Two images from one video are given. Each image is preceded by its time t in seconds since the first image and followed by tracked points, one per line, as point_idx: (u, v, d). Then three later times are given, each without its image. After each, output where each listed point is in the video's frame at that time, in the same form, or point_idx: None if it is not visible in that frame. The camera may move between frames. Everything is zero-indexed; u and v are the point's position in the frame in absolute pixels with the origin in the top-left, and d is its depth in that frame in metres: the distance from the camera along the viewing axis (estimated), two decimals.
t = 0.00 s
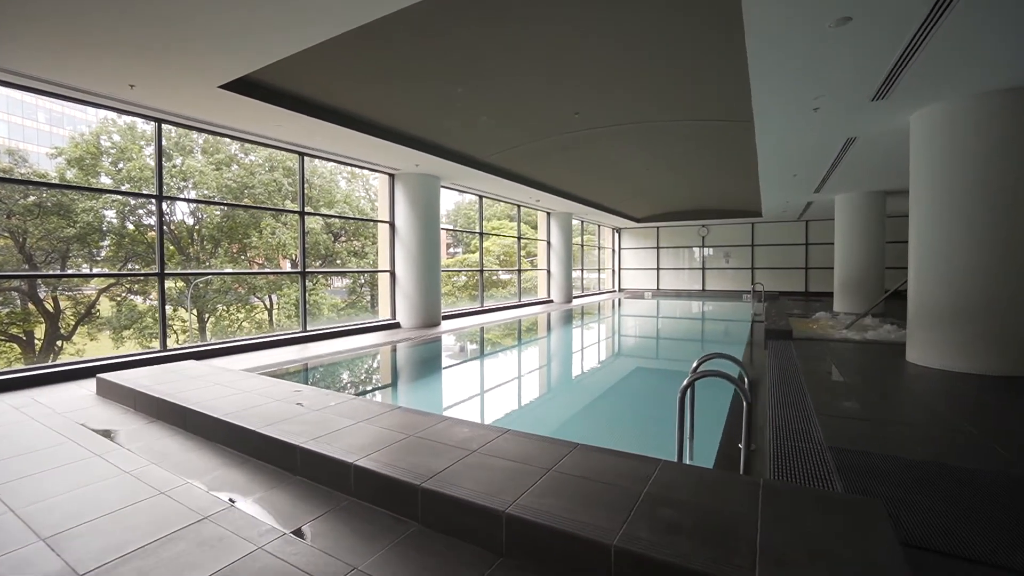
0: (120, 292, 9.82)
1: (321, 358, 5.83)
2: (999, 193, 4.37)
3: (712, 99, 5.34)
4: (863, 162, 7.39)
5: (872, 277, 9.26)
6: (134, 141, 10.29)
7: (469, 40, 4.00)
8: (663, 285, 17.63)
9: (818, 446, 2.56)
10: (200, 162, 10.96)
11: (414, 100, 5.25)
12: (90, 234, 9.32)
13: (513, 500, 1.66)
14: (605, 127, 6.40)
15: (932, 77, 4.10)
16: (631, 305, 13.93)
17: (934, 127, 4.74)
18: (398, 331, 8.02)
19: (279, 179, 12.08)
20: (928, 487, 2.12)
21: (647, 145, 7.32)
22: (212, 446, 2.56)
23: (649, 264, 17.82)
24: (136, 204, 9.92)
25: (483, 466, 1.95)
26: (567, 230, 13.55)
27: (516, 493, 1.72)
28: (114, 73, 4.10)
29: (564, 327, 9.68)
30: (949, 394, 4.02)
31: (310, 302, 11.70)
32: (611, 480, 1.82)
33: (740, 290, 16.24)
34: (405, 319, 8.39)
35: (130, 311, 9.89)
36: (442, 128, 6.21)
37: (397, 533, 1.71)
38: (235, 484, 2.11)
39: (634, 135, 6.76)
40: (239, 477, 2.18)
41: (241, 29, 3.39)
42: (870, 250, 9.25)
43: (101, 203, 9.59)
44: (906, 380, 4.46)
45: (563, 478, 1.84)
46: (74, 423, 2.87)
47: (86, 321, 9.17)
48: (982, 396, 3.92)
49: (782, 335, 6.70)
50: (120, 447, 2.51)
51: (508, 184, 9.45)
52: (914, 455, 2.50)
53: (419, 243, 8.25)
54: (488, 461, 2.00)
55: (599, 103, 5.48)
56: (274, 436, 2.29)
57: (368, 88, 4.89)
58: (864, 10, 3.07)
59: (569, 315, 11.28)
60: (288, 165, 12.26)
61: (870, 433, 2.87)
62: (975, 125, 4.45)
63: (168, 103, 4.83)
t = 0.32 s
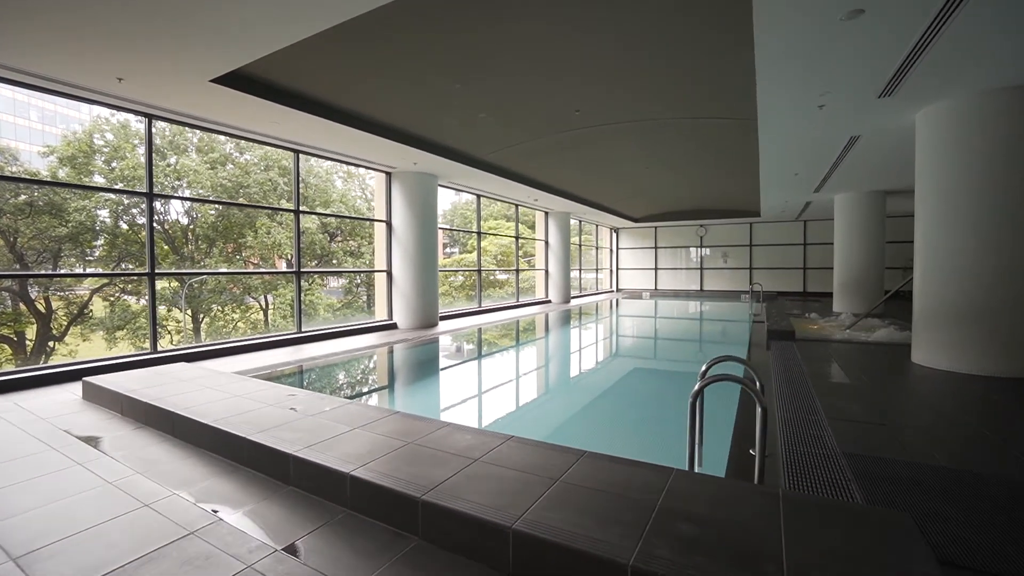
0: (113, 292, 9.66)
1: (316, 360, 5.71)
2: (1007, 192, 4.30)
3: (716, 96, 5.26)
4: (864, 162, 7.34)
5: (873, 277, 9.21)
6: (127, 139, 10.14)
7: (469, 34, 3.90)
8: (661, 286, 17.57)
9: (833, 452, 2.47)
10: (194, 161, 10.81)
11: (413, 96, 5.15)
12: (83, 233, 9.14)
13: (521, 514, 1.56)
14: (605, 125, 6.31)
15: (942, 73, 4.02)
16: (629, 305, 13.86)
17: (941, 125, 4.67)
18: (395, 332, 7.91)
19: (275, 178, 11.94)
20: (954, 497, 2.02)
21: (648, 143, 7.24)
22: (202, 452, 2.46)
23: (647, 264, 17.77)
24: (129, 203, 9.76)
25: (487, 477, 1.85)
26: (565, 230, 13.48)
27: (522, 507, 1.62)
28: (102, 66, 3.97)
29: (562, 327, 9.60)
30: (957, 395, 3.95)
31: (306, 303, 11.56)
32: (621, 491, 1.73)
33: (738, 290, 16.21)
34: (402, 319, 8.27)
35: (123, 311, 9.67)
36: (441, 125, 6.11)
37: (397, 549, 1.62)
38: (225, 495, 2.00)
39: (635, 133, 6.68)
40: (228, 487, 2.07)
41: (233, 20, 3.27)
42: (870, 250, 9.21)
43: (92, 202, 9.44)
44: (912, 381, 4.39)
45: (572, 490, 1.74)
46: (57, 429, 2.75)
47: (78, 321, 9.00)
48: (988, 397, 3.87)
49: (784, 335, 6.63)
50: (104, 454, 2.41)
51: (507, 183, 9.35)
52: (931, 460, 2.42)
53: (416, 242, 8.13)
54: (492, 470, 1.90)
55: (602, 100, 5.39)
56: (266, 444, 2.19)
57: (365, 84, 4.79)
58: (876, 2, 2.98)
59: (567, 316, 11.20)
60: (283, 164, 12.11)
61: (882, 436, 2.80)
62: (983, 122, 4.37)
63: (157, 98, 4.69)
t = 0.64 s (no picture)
0: (105, 292, 9.63)
1: (311, 362, 5.59)
2: (1014, 190, 4.24)
3: (718, 94, 5.19)
4: (865, 161, 7.29)
5: (874, 277, 9.17)
6: (120, 137, 9.98)
7: (468, 27, 3.79)
8: (659, 286, 17.53)
9: (846, 458, 2.39)
10: (188, 160, 10.64)
11: (411, 92, 5.05)
12: (75, 233, 8.94)
13: (528, 530, 1.47)
14: (606, 123, 6.23)
15: (950, 69, 3.96)
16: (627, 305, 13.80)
17: (947, 123, 4.61)
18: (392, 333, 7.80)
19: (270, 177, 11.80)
20: (976, 506, 1.95)
21: (648, 142, 7.17)
22: (191, 461, 2.36)
23: (644, 264, 17.71)
24: (122, 203, 9.59)
25: (491, 489, 1.75)
26: (563, 230, 13.39)
27: (529, 521, 1.53)
28: (88, 59, 3.83)
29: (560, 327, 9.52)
30: (965, 397, 3.88)
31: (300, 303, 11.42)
32: (632, 503, 1.65)
33: (735, 291, 16.18)
34: (398, 320, 8.16)
35: (116, 312, 9.61)
36: (439, 122, 6.01)
37: (396, 567, 1.53)
38: (215, 507, 1.90)
39: (635, 131, 6.61)
40: (218, 499, 1.97)
41: (226, 12, 3.16)
42: (870, 250, 9.18)
43: (84, 202, 9.24)
44: (918, 383, 4.33)
45: (582, 503, 1.64)
46: (38, 437, 2.63)
47: (70, 322, 8.82)
48: (996, 398, 3.81)
49: (786, 336, 6.55)
50: (87, 463, 2.29)
51: (505, 182, 9.26)
52: (948, 466, 2.34)
53: (413, 242, 8.02)
54: (496, 481, 1.81)
55: (603, 97, 5.31)
56: (258, 453, 2.09)
57: (362, 79, 4.69)
58: None
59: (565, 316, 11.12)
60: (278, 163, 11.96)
61: (895, 440, 2.72)
62: (990, 120, 4.31)
63: (146, 92, 4.55)
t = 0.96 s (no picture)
0: (97, 292, 9.38)
1: (306, 365, 5.45)
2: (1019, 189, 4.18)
3: (719, 92, 5.12)
4: (865, 161, 7.24)
5: (873, 277, 9.13)
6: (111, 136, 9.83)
7: (467, 22, 3.68)
8: (656, 286, 17.49)
9: (859, 466, 2.31)
10: (181, 160, 10.48)
11: (407, 89, 4.95)
12: (67, 233, 8.76)
13: (535, 549, 1.38)
14: (605, 121, 6.14)
15: (956, 67, 3.89)
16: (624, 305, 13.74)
17: (951, 121, 4.55)
18: (388, 334, 7.68)
19: (264, 177, 11.65)
20: (999, 515, 1.86)
21: (647, 141, 7.09)
22: (179, 470, 2.25)
23: (641, 264, 17.67)
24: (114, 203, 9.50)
25: (494, 501, 1.66)
26: (560, 230, 13.31)
27: (536, 538, 1.43)
28: (72, 50, 3.68)
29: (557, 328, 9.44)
30: (973, 398, 3.82)
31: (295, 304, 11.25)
32: (642, 516, 1.56)
33: (732, 290, 16.16)
34: (394, 320, 8.05)
35: (109, 313, 9.44)
36: (436, 120, 5.91)
37: None
38: (202, 520, 1.80)
39: (635, 130, 6.53)
40: (206, 511, 1.87)
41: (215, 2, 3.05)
42: (868, 249, 9.16)
43: (75, 202, 9.10)
44: (923, 384, 4.27)
45: (590, 517, 1.56)
46: (17, 446, 2.50)
47: (61, 323, 8.70)
48: (1002, 400, 3.76)
49: (787, 337, 6.49)
50: (66, 474, 2.17)
51: (502, 181, 9.16)
52: (965, 472, 2.27)
53: (408, 242, 7.91)
54: (499, 493, 1.72)
55: (603, 95, 5.22)
56: (248, 463, 1.98)
57: (357, 75, 4.58)
58: None
59: (562, 316, 11.04)
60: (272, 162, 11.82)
61: (907, 445, 2.65)
62: (996, 118, 4.25)
63: (134, 85, 4.41)
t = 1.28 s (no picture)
0: (88, 293, 9.19)
1: (299, 367, 5.31)
2: None
3: (721, 91, 5.04)
4: (865, 160, 7.19)
5: (872, 277, 9.09)
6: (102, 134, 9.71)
7: (466, 16, 3.57)
8: (652, 286, 17.45)
9: (875, 473, 2.22)
10: (174, 158, 10.30)
11: (403, 85, 4.83)
12: (57, 232, 8.52)
13: (544, 570, 1.28)
14: (605, 119, 6.05)
15: (965, 64, 3.81)
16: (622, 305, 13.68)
17: (956, 119, 4.49)
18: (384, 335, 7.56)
19: (258, 176, 11.50)
20: None
21: (647, 139, 7.01)
22: (164, 481, 2.13)
23: (638, 264, 17.62)
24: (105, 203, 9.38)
25: (498, 516, 1.55)
26: (557, 229, 13.22)
27: (544, 558, 1.33)
28: (53, 41, 3.53)
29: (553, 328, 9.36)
30: (981, 400, 3.75)
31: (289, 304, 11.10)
32: (657, 532, 1.46)
33: (729, 290, 16.13)
34: (390, 321, 7.93)
35: (100, 313, 9.22)
36: (432, 117, 5.80)
37: None
38: (187, 536, 1.68)
39: (634, 129, 6.44)
40: (191, 526, 1.75)
41: None
42: (866, 249, 9.13)
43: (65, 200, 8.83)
44: (929, 385, 4.20)
45: (601, 533, 1.46)
46: None
47: (52, 324, 8.55)
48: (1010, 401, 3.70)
49: (788, 338, 6.43)
50: (43, 486, 2.05)
51: (499, 180, 9.06)
52: (985, 479, 2.18)
53: (404, 242, 7.80)
54: (502, 506, 1.62)
55: (603, 92, 5.13)
56: (237, 474, 1.87)
57: (351, 69, 4.46)
58: None
59: (559, 317, 10.96)
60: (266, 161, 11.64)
61: (921, 450, 2.57)
62: (1002, 116, 4.19)
63: (120, 78, 4.25)
